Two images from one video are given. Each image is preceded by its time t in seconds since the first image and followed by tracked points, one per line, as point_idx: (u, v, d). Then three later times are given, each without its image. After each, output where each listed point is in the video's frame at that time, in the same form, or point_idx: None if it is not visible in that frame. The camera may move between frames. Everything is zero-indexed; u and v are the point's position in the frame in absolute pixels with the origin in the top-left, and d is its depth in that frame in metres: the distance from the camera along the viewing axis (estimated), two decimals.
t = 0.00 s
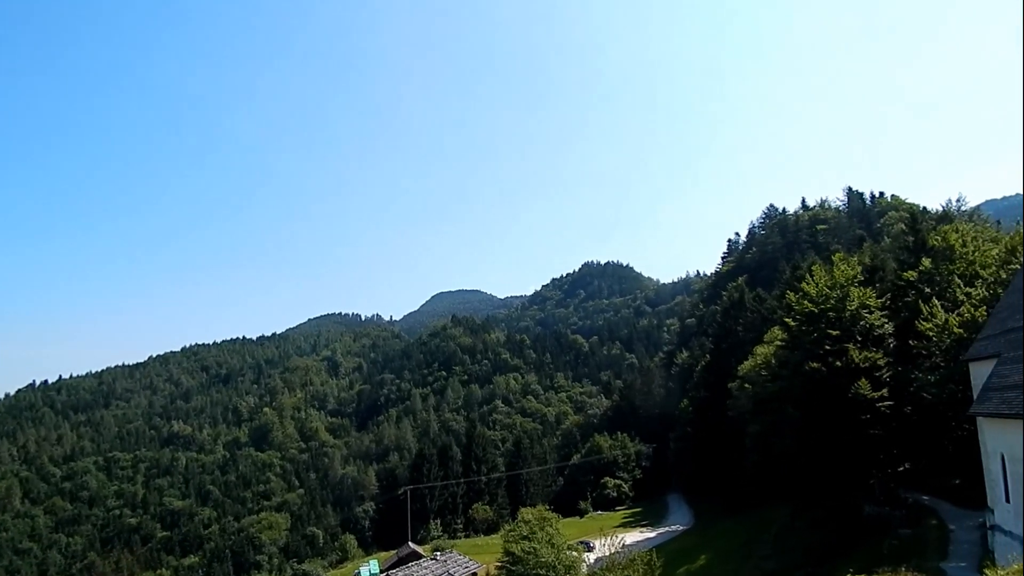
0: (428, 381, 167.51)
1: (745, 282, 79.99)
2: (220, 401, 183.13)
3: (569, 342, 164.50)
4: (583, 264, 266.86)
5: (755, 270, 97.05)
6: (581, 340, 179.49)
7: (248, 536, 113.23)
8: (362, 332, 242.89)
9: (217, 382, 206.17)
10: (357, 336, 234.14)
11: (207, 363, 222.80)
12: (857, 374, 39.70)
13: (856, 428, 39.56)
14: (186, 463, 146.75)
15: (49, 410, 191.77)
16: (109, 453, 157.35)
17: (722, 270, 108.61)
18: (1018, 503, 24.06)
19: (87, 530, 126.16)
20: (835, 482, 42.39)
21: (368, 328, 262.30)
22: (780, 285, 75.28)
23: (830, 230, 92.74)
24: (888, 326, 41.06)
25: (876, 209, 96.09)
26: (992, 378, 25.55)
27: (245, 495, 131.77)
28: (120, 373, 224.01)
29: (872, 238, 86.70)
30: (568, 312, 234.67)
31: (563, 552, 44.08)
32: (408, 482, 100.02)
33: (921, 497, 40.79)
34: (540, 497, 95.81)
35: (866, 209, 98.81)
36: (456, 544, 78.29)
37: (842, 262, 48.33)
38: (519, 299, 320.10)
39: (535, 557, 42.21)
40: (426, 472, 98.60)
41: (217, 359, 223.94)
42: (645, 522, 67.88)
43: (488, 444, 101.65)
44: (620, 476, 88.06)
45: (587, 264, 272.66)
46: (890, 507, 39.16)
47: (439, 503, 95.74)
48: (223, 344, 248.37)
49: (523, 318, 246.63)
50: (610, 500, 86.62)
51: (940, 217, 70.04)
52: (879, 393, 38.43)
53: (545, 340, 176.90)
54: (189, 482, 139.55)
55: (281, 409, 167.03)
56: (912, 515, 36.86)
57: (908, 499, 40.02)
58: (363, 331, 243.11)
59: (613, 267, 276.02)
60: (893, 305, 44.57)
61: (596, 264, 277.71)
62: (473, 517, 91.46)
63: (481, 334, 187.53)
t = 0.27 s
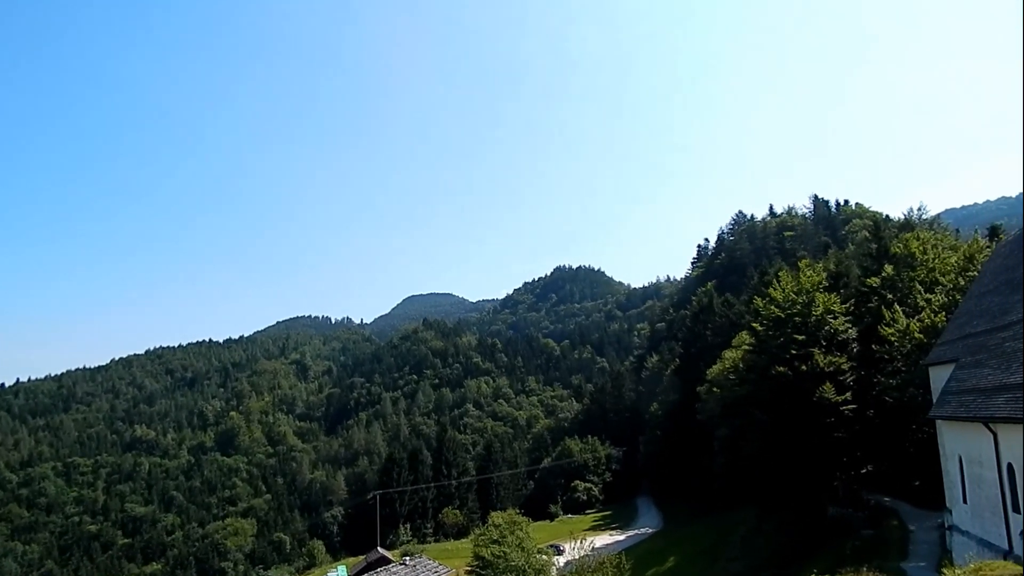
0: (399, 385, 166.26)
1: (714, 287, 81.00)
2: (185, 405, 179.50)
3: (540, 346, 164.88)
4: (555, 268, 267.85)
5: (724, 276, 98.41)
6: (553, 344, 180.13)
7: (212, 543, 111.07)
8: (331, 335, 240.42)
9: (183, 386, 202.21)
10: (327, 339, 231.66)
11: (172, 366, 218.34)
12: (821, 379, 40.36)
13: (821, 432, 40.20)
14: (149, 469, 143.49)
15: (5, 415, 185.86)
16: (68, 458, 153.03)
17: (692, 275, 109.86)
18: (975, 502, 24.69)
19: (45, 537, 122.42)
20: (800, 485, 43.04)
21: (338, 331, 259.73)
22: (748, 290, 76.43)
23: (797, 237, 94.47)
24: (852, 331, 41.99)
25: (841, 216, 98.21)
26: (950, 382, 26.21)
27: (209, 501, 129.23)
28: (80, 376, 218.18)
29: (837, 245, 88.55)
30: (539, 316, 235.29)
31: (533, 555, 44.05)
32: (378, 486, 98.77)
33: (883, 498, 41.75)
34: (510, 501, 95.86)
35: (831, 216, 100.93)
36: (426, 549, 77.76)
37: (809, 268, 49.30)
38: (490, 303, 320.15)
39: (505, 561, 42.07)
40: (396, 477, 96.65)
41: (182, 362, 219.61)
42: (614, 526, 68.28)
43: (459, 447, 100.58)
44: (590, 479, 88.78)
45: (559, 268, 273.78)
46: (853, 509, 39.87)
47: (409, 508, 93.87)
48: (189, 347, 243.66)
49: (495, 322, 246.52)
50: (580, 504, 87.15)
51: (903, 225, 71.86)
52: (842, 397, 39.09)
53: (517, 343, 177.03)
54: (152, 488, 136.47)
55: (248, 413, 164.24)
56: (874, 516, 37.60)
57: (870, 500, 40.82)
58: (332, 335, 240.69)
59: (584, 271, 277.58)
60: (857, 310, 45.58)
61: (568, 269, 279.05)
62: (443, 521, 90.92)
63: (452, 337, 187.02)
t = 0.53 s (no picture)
0: (369, 388, 164.76)
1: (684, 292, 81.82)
2: (150, 409, 175.72)
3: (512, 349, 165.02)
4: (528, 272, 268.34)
5: (695, 280, 99.57)
6: (525, 347, 180.42)
7: (177, 550, 108.91)
8: (301, 338, 237.64)
9: (147, 390, 197.97)
10: (296, 342, 228.87)
11: (137, 369, 213.69)
12: (789, 383, 40.97)
13: (788, 435, 40.80)
14: (112, 474, 140.17)
15: None
16: (27, 464, 148.68)
17: (663, 280, 110.92)
18: (935, 503, 25.27)
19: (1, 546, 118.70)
20: (768, 487, 43.63)
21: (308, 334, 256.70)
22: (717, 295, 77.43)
23: (765, 243, 96.03)
24: (818, 336, 42.78)
25: (808, 223, 100.06)
26: (911, 386, 26.83)
27: (174, 507, 126.60)
28: (40, 379, 212.25)
29: (804, 251, 90.22)
30: (512, 319, 235.47)
31: (504, 559, 43.92)
32: (347, 491, 97.49)
33: (847, 500, 42.57)
34: (482, 505, 95.63)
35: (798, 222, 102.80)
36: (396, 554, 77.13)
37: (777, 273, 50.14)
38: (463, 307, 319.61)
39: (476, 565, 41.84)
40: (365, 481, 95.86)
41: (147, 365, 215.08)
42: (585, 529, 68.51)
43: (430, 451, 100.53)
44: (561, 482, 89.21)
45: (531, 272, 274.40)
46: (818, 510, 40.56)
47: (379, 512, 93.23)
48: (154, 349, 238.72)
49: (467, 325, 245.86)
50: (552, 507, 87.06)
51: (867, 232, 73.55)
52: (809, 400, 39.73)
53: (489, 347, 176.92)
54: (114, 494, 133.30)
55: (215, 417, 161.34)
56: (839, 518, 38.33)
57: (835, 502, 41.55)
58: (302, 337, 237.83)
59: (557, 275, 278.61)
60: (823, 315, 46.45)
61: (541, 272, 279.85)
62: (413, 525, 90.41)
63: (424, 340, 186.20)
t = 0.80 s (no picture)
0: (341, 392, 163.12)
1: (656, 296, 82.62)
2: (114, 413, 171.75)
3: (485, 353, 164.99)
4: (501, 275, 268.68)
5: (667, 284, 100.53)
6: (498, 350, 180.52)
7: (141, 557, 106.72)
8: (271, 340, 234.65)
9: (112, 393, 193.54)
10: (266, 345, 225.62)
11: (101, 372, 208.84)
12: (757, 386, 41.57)
13: (756, 438, 41.36)
14: (73, 480, 136.66)
15: None
16: None
17: (636, 284, 111.77)
18: (898, 504, 25.81)
19: None
20: (736, 489, 44.14)
21: (278, 337, 253.24)
22: (689, 299, 78.33)
23: (736, 248, 97.35)
24: (786, 340, 43.50)
25: (777, 229, 101.79)
26: (876, 389, 27.41)
27: (139, 513, 123.88)
28: None
29: (773, 256, 91.79)
30: (485, 322, 235.40)
31: (476, 562, 43.78)
32: (318, 495, 95.95)
33: (813, 501, 43.29)
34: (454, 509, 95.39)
35: (768, 229, 104.51)
36: (367, 558, 76.54)
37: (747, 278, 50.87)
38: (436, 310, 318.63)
39: (447, 570, 41.65)
40: (337, 485, 94.85)
41: (112, 368, 210.28)
42: (556, 532, 68.71)
43: (402, 456, 99.96)
44: (533, 486, 89.56)
45: (505, 275, 274.82)
46: (785, 512, 41.20)
47: (350, 517, 92.56)
48: (119, 352, 233.61)
49: (440, 328, 244.87)
50: (523, 511, 88.08)
51: (834, 239, 75.06)
52: (777, 404, 40.37)
53: (462, 350, 176.49)
54: (76, 500, 130.01)
55: (182, 420, 158.38)
56: (805, 519, 38.95)
57: (801, 503, 42.23)
58: (273, 340, 234.70)
59: (530, 278, 279.35)
60: (791, 320, 47.23)
61: (514, 276, 280.36)
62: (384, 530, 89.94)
63: (396, 343, 185.23)
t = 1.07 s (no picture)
0: (311, 395, 161.15)
1: (629, 299, 83.22)
2: (76, 416, 167.35)
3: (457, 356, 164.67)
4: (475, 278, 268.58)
5: (639, 287, 101.31)
6: (471, 353, 180.33)
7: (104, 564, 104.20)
8: (241, 342, 231.14)
9: (74, 396, 188.64)
10: (235, 347, 222.11)
11: (63, 374, 203.47)
12: (727, 390, 42.02)
13: (726, 440, 41.76)
14: (33, 485, 132.85)
15: None
16: None
17: (608, 288, 112.44)
18: (863, 506, 26.25)
19: None
20: (706, 491, 44.50)
21: (247, 339, 249.37)
22: (660, 303, 79.02)
23: (707, 253, 98.55)
24: (755, 343, 44.09)
25: (747, 234, 103.29)
26: (841, 392, 27.91)
27: (101, 519, 120.82)
28: None
29: (743, 261, 93.19)
30: (458, 325, 234.92)
31: (447, 567, 43.58)
32: (286, 500, 92.20)
33: (781, 503, 43.95)
34: (425, 512, 95.10)
35: (738, 234, 106.00)
36: (337, 564, 75.69)
37: (718, 283, 51.49)
38: (409, 313, 317.12)
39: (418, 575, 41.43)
40: (307, 490, 91.53)
41: (74, 370, 205.06)
42: (527, 535, 68.69)
43: (373, 459, 98.39)
44: (505, 489, 89.53)
45: (478, 278, 274.78)
46: (754, 514, 41.76)
47: (319, 521, 90.43)
48: (82, 354, 227.93)
49: (413, 330, 243.57)
50: (495, 514, 88.16)
51: (802, 244, 76.42)
52: (746, 406, 40.88)
53: (435, 353, 175.83)
54: (36, 506, 126.40)
55: (147, 424, 154.96)
56: (773, 521, 39.54)
57: (769, 505, 42.80)
58: (242, 342, 231.18)
59: (504, 281, 279.56)
60: (761, 324, 47.92)
61: (487, 279, 280.31)
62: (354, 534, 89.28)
63: (368, 346, 183.98)
